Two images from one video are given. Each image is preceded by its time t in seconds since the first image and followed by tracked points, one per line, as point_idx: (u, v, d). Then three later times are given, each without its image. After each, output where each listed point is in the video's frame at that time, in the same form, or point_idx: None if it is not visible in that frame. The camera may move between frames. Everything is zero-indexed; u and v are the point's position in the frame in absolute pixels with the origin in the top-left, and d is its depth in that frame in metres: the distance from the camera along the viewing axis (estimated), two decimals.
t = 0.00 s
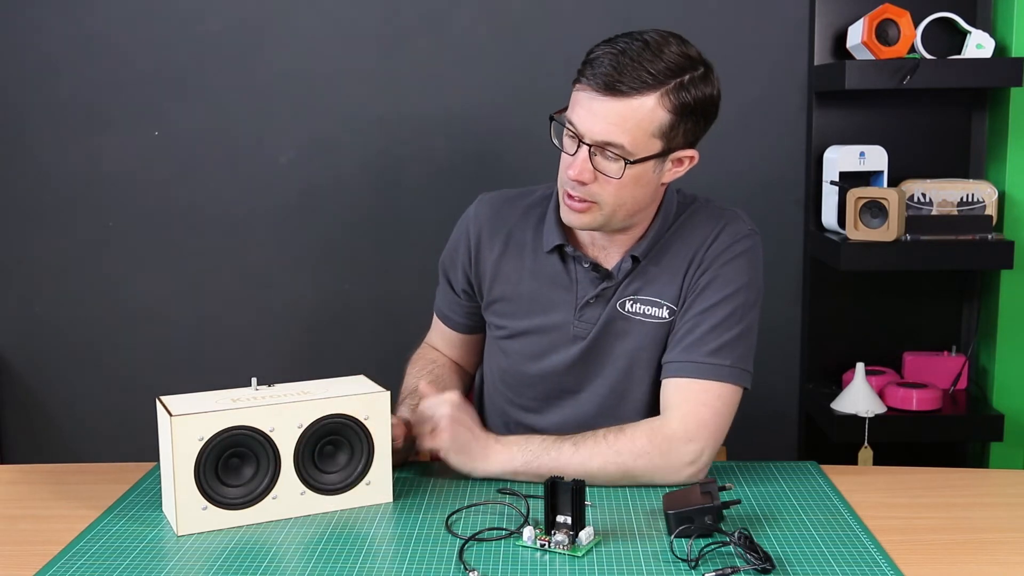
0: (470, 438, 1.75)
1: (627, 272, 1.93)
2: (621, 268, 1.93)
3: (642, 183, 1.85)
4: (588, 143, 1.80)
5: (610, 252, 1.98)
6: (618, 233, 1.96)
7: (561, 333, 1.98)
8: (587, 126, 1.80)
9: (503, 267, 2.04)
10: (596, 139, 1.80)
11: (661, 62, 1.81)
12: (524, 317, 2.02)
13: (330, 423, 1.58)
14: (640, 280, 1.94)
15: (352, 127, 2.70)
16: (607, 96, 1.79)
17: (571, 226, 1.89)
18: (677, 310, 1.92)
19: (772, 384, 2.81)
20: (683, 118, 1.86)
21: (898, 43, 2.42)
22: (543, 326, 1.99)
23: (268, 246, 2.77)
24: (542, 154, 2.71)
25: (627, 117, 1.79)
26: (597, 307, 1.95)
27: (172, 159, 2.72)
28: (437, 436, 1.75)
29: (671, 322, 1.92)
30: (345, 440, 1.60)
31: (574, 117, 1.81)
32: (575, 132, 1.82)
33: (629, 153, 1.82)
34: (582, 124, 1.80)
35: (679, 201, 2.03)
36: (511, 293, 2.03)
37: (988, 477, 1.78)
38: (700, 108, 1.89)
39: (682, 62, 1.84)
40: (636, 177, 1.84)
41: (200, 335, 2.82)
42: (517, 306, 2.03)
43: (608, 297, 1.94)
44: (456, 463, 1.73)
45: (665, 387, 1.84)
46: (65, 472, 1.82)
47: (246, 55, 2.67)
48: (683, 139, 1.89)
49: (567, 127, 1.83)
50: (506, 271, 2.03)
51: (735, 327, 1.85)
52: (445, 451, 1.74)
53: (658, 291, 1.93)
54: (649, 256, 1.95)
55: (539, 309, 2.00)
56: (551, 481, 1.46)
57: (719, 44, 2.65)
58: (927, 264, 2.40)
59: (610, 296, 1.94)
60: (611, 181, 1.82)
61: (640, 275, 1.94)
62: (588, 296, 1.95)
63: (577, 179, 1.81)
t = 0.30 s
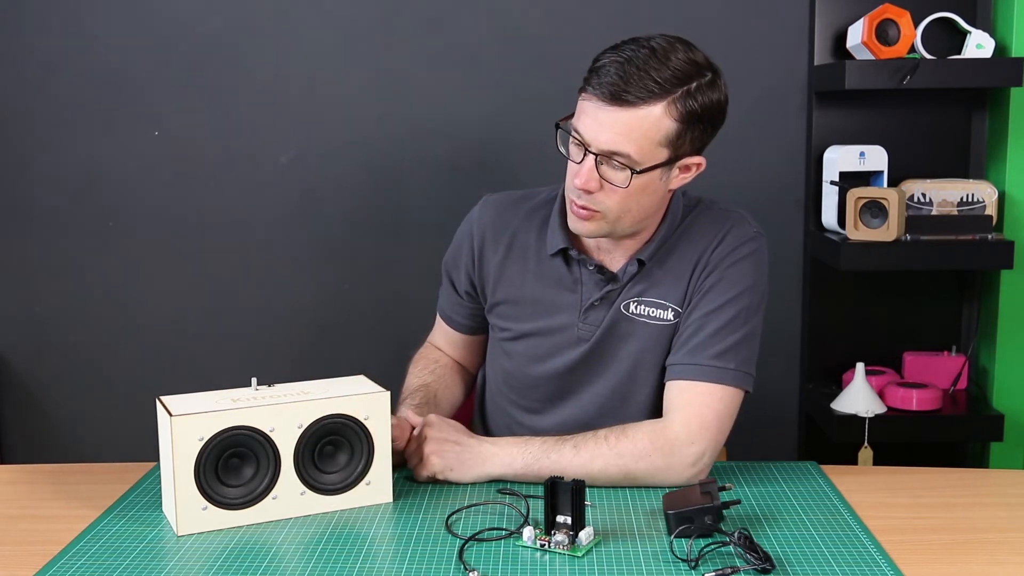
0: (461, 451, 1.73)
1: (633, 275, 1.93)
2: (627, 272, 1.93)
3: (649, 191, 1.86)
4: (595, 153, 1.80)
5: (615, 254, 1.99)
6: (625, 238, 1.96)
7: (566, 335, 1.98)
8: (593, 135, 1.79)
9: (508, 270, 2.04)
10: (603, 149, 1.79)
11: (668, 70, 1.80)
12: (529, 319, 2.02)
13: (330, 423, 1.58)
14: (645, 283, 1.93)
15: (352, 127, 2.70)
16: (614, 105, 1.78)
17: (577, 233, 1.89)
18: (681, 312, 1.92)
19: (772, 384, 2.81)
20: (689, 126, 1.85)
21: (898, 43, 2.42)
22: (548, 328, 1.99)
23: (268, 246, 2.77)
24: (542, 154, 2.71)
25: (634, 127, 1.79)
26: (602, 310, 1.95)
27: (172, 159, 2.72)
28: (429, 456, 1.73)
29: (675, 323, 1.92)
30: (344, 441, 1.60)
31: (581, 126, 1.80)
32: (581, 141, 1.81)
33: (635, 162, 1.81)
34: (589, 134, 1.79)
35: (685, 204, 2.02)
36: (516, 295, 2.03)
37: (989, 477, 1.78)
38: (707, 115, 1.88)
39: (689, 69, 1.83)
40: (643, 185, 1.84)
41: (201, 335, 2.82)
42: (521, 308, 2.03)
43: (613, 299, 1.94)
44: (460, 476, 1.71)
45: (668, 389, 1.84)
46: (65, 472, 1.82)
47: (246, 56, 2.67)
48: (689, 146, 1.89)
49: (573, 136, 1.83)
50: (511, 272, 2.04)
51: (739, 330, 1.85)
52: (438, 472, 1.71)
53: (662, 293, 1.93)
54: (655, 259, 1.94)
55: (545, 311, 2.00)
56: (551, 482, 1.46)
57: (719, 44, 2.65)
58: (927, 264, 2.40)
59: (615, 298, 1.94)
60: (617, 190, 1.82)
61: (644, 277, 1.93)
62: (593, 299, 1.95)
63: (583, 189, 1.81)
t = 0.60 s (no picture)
0: (461, 451, 1.73)
1: (635, 276, 1.93)
2: (629, 273, 1.92)
3: (651, 193, 1.86)
4: (596, 155, 1.80)
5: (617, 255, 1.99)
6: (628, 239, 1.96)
7: (568, 335, 1.98)
8: (594, 138, 1.79)
9: (509, 270, 2.04)
10: (603, 152, 1.79)
11: (668, 72, 1.80)
12: (531, 320, 2.02)
13: (330, 423, 1.58)
14: (647, 283, 1.93)
15: (352, 127, 2.70)
16: (615, 108, 1.78)
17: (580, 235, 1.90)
18: (683, 312, 1.91)
19: (772, 384, 2.81)
20: (690, 128, 1.85)
21: (898, 43, 2.42)
22: (550, 329, 1.99)
23: (268, 246, 2.77)
24: (541, 155, 2.71)
25: (635, 129, 1.79)
26: (603, 310, 1.95)
27: (172, 159, 2.72)
28: (428, 457, 1.72)
29: (677, 324, 1.91)
30: (345, 440, 1.60)
31: (582, 128, 1.80)
32: (582, 144, 1.81)
33: (636, 165, 1.81)
34: (590, 136, 1.79)
35: (687, 204, 2.02)
36: (517, 295, 2.03)
37: (989, 477, 1.78)
38: (708, 117, 1.88)
39: (689, 71, 1.83)
40: (645, 187, 1.84)
41: (200, 335, 2.81)
42: (523, 309, 2.02)
43: (615, 300, 1.94)
44: (460, 476, 1.71)
45: (668, 390, 1.84)
46: (65, 472, 1.82)
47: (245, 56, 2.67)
48: (691, 148, 1.89)
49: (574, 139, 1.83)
50: (513, 273, 2.04)
51: (740, 330, 1.85)
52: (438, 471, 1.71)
53: (664, 294, 1.92)
54: (657, 261, 1.94)
55: (546, 312, 2.00)
56: (551, 481, 1.46)
57: (719, 44, 2.65)
58: (927, 264, 2.40)
59: (616, 298, 1.94)
60: (619, 192, 1.82)
61: (647, 278, 1.93)
62: (594, 299, 1.95)
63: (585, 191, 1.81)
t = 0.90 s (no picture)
0: (461, 451, 1.73)
1: (637, 277, 1.92)
2: (631, 273, 1.92)
3: (648, 199, 1.86)
4: (591, 164, 1.80)
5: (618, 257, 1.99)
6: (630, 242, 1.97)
7: (569, 336, 1.98)
8: (588, 148, 1.79)
9: (511, 271, 2.04)
10: (598, 161, 1.79)
11: (661, 78, 1.79)
12: (533, 320, 2.02)
13: (330, 423, 1.58)
14: (649, 283, 1.93)
15: (352, 127, 2.70)
16: (608, 117, 1.78)
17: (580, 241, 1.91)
18: (684, 313, 1.92)
19: (773, 384, 2.81)
20: (686, 133, 1.84)
21: (898, 43, 2.42)
22: (551, 329, 1.99)
23: (268, 246, 2.77)
24: (541, 154, 2.71)
25: (628, 137, 1.79)
26: (605, 311, 1.95)
27: (172, 159, 2.72)
28: (428, 457, 1.73)
29: (678, 324, 1.91)
30: (345, 441, 1.60)
31: (576, 137, 1.80)
32: (577, 153, 1.81)
33: (632, 173, 1.81)
34: (584, 146, 1.79)
35: (690, 205, 2.02)
36: (519, 296, 2.03)
37: (989, 477, 1.77)
38: (704, 120, 1.87)
39: (682, 75, 1.82)
40: (642, 194, 1.84)
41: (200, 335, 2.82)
42: (524, 310, 2.02)
43: (616, 300, 1.94)
44: (460, 476, 1.71)
45: (669, 390, 1.84)
46: (65, 472, 1.82)
47: (245, 56, 2.67)
48: (688, 152, 1.88)
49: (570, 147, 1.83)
50: (515, 273, 2.04)
51: (741, 331, 1.85)
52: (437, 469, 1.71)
53: (666, 294, 1.92)
54: (659, 261, 1.94)
55: (548, 312, 2.00)
56: (550, 481, 1.46)
57: (719, 44, 2.65)
58: (928, 264, 2.40)
59: (618, 299, 1.94)
60: (616, 200, 1.83)
61: (648, 278, 1.93)
62: (596, 299, 1.94)
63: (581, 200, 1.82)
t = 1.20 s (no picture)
0: (462, 451, 1.73)
1: (636, 276, 1.92)
2: (630, 273, 1.92)
3: (639, 194, 1.85)
4: (580, 157, 1.82)
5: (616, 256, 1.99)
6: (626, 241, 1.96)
7: (569, 335, 1.98)
8: (577, 139, 1.81)
9: (511, 270, 2.04)
10: (587, 153, 1.81)
11: (651, 72, 1.81)
12: (533, 320, 2.02)
13: (330, 423, 1.58)
14: (649, 283, 1.93)
15: (352, 127, 2.70)
16: (597, 109, 1.79)
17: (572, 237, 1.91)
18: (683, 313, 1.92)
19: (773, 384, 2.81)
20: (676, 128, 1.84)
21: (898, 43, 2.42)
22: (551, 329, 1.99)
23: (268, 245, 2.77)
24: (541, 154, 2.71)
25: (617, 130, 1.80)
26: (604, 310, 1.95)
27: (172, 159, 2.72)
28: (428, 456, 1.73)
29: (677, 324, 1.92)
30: (345, 440, 1.60)
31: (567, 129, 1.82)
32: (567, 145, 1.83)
33: (621, 166, 1.82)
34: (574, 138, 1.81)
35: (689, 205, 2.02)
36: (519, 296, 2.03)
37: (989, 477, 1.77)
38: (697, 117, 1.87)
39: (674, 70, 1.83)
40: (632, 188, 1.84)
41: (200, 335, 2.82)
42: (524, 309, 2.02)
43: (616, 300, 1.94)
44: (460, 476, 1.71)
45: (668, 390, 1.84)
46: (65, 472, 1.82)
47: (245, 56, 2.67)
48: (680, 148, 1.88)
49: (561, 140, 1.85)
50: (515, 273, 2.04)
51: (741, 331, 1.85)
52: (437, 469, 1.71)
53: (665, 294, 1.92)
54: (659, 261, 1.94)
55: (548, 312, 2.00)
56: (550, 481, 1.46)
57: (719, 44, 2.65)
58: (927, 264, 2.40)
59: (617, 299, 1.94)
60: (605, 193, 1.83)
61: (648, 278, 1.93)
62: (596, 299, 1.95)
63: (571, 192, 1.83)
